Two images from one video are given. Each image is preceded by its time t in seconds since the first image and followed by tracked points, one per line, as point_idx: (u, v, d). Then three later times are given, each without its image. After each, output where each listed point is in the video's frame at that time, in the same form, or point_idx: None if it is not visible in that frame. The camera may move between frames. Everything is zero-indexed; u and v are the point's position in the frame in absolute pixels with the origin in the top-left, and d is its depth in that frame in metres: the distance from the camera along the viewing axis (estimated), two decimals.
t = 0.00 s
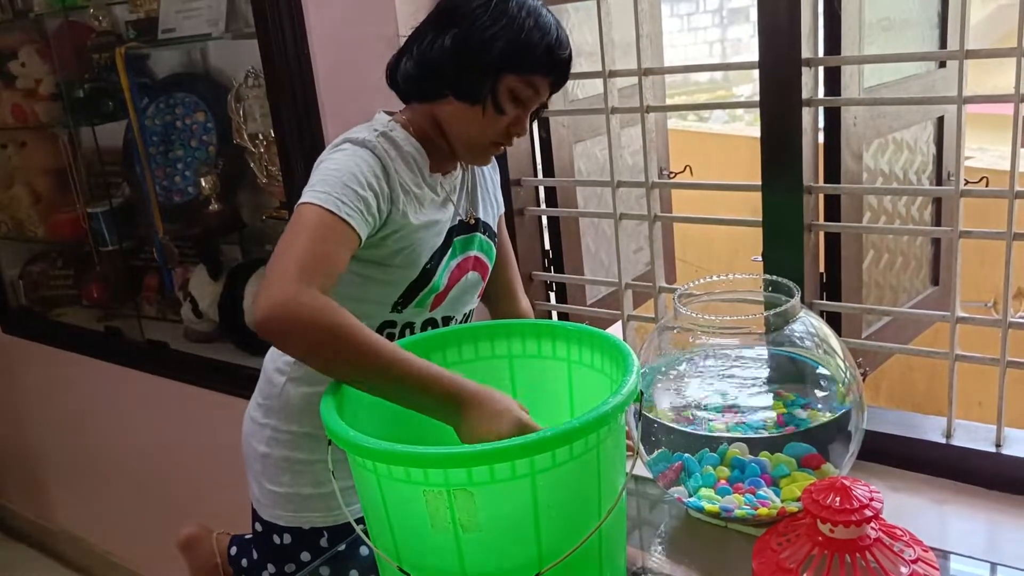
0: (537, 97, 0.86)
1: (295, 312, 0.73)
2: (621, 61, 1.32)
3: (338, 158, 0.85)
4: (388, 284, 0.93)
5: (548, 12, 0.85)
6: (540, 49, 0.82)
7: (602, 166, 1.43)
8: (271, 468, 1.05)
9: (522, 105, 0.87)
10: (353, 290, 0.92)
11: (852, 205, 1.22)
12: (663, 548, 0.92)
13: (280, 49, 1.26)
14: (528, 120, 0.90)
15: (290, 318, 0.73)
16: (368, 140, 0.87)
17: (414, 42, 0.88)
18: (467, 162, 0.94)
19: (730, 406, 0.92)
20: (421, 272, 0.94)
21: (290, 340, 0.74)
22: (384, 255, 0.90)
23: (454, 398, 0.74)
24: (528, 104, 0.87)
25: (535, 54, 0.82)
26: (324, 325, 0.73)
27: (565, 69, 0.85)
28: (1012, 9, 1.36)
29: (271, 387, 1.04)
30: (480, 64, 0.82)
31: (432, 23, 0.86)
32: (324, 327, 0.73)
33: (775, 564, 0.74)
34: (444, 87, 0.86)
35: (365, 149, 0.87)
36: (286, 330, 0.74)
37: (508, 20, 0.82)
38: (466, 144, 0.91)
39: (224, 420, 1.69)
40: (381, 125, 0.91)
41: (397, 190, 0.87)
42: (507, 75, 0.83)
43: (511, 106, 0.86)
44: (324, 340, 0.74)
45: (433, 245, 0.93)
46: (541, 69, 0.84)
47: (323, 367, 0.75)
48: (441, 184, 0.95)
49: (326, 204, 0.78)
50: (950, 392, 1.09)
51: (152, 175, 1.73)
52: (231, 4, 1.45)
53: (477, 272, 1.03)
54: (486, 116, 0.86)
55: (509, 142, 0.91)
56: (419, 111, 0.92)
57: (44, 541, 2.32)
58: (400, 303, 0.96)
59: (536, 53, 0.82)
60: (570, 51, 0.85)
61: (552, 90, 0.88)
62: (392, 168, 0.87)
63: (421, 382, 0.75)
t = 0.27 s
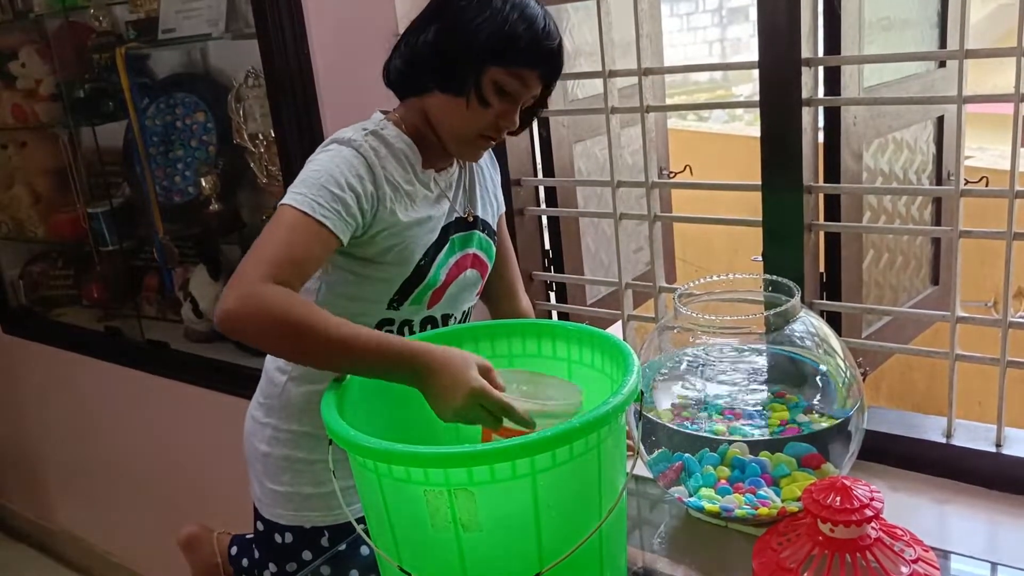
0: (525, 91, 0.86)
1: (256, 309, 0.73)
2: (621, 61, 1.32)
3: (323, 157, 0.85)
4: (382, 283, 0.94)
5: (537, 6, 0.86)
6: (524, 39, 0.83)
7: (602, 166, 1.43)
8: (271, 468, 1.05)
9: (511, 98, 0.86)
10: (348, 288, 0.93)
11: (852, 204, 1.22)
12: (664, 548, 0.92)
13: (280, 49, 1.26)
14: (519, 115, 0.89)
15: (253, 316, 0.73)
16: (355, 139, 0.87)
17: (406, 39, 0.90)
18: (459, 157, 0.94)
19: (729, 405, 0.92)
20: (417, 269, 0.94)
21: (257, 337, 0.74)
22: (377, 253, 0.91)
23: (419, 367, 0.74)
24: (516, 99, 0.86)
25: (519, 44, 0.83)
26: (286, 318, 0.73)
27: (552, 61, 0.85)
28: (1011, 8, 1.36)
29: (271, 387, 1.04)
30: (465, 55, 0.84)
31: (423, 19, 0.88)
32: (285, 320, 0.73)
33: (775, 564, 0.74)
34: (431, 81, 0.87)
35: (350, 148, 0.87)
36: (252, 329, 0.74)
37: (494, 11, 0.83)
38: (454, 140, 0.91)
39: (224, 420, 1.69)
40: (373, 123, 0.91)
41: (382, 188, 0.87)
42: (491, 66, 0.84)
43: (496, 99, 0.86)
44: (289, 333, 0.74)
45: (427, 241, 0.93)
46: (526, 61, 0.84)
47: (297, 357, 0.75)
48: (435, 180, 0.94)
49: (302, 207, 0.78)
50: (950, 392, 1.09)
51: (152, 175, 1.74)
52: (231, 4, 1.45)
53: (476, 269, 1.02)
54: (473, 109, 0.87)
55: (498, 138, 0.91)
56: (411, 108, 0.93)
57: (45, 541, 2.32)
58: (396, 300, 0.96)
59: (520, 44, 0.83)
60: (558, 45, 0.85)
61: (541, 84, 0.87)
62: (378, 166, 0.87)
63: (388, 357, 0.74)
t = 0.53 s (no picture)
0: (522, 85, 0.86)
1: (240, 276, 0.73)
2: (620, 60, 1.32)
3: (319, 149, 0.86)
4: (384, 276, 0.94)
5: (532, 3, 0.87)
6: (520, 34, 0.83)
7: (601, 165, 1.44)
8: (272, 464, 1.06)
9: (507, 92, 0.87)
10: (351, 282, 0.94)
11: (851, 204, 1.22)
12: (663, 545, 0.92)
13: (280, 49, 1.26)
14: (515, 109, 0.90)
15: (240, 287, 0.74)
16: (351, 132, 0.88)
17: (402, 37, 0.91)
18: (455, 152, 0.94)
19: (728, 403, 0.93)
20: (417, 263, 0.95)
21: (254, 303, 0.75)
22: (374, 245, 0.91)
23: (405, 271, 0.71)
24: (513, 93, 0.87)
25: (515, 39, 0.83)
26: (267, 270, 0.73)
27: (548, 55, 0.86)
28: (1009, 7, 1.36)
29: (273, 383, 1.05)
30: (461, 51, 0.84)
31: (419, 17, 0.88)
32: (267, 273, 0.73)
33: (774, 562, 0.74)
34: (427, 76, 0.87)
35: (346, 139, 0.88)
36: (248, 298, 0.74)
37: (489, 7, 0.83)
38: (451, 136, 0.91)
39: (223, 419, 1.69)
40: (369, 119, 0.92)
41: (379, 177, 0.87)
42: (488, 61, 0.84)
43: (494, 93, 0.86)
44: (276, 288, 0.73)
45: (426, 234, 0.94)
46: (523, 55, 0.84)
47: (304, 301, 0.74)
48: (435, 174, 0.95)
49: (297, 194, 0.79)
50: (948, 391, 1.09)
51: (152, 174, 1.74)
52: (231, 3, 1.45)
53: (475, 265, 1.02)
54: (469, 104, 0.87)
55: (496, 133, 0.91)
56: (407, 105, 0.93)
57: (44, 539, 2.32)
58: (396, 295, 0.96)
59: (516, 38, 0.83)
60: (553, 39, 0.86)
61: (537, 78, 0.88)
62: (375, 156, 0.87)
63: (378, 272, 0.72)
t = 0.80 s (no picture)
0: (530, 83, 0.87)
1: (346, 236, 0.73)
2: (620, 60, 1.32)
3: (348, 138, 0.86)
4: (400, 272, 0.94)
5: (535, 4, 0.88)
6: (527, 35, 0.84)
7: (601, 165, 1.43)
8: (275, 462, 1.06)
9: (515, 92, 0.88)
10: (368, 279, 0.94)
11: (851, 204, 1.22)
12: (662, 545, 0.93)
13: (280, 49, 1.26)
14: (522, 108, 0.91)
15: (348, 249, 0.72)
16: (376, 121, 0.89)
17: (407, 38, 0.91)
18: (464, 150, 0.95)
19: (729, 404, 0.93)
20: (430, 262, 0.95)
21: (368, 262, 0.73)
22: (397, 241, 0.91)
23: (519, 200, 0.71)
24: (521, 91, 0.88)
25: (523, 39, 0.84)
26: (377, 220, 0.72)
27: (554, 55, 0.87)
28: (1009, 7, 1.36)
29: (277, 381, 1.05)
30: (469, 51, 0.84)
31: (425, 18, 0.89)
32: (376, 224, 0.72)
33: (774, 563, 0.74)
34: (434, 76, 0.87)
35: (374, 127, 0.88)
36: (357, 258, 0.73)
37: (496, 9, 0.84)
38: (462, 134, 0.92)
39: (223, 419, 1.70)
40: (386, 112, 0.92)
41: (408, 165, 0.88)
42: (496, 61, 0.85)
43: (504, 93, 0.87)
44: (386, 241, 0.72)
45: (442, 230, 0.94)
46: (530, 55, 0.85)
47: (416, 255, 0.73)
48: (447, 173, 0.96)
49: (349, 171, 0.79)
50: (948, 392, 1.09)
51: (152, 173, 1.74)
52: (231, 3, 1.45)
53: (481, 263, 1.03)
54: (479, 103, 0.87)
55: (504, 130, 0.92)
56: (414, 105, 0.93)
57: (44, 538, 2.32)
58: (409, 293, 0.97)
59: (524, 38, 0.84)
60: (558, 39, 0.87)
61: (543, 78, 0.89)
62: (402, 144, 0.88)
63: (495, 201, 0.71)
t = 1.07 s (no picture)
0: (552, 86, 0.89)
1: (472, 246, 0.68)
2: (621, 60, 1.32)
3: (399, 142, 0.82)
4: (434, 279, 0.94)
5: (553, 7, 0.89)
6: (552, 41, 0.85)
7: (603, 166, 1.43)
8: (287, 465, 1.05)
9: (537, 94, 0.89)
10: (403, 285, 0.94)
11: (853, 205, 1.22)
12: (664, 547, 0.92)
13: (282, 51, 1.26)
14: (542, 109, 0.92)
15: (473, 259, 0.68)
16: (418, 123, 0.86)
17: (428, 40, 0.90)
18: (485, 153, 0.96)
19: (731, 404, 0.92)
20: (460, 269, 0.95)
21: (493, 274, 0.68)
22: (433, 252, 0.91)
23: (644, 221, 0.69)
24: (544, 93, 0.89)
25: (548, 45, 0.85)
26: (506, 231, 0.68)
27: (574, 58, 0.88)
28: (1011, 8, 1.36)
29: (292, 384, 1.04)
30: (498, 57, 0.84)
31: (448, 21, 0.87)
32: (505, 235, 0.68)
33: (776, 564, 0.74)
34: (461, 80, 0.87)
35: (420, 133, 0.84)
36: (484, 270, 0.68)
37: (520, 13, 0.84)
38: (487, 137, 0.92)
39: (225, 420, 1.70)
40: (418, 115, 0.89)
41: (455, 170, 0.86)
42: (522, 66, 0.85)
43: (527, 96, 0.88)
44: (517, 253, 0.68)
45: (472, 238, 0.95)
46: (553, 59, 0.86)
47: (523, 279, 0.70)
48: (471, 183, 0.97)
49: (427, 178, 0.75)
50: (951, 393, 1.09)
51: (154, 175, 1.74)
52: (233, 5, 1.45)
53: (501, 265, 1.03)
54: (505, 106, 0.88)
55: (527, 131, 0.94)
56: (436, 108, 0.93)
57: (45, 540, 2.32)
58: (436, 300, 0.97)
59: (550, 44, 0.85)
60: (577, 42, 0.89)
61: (562, 79, 0.90)
62: (448, 149, 0.86)
63: (622, 218, 0.69)
